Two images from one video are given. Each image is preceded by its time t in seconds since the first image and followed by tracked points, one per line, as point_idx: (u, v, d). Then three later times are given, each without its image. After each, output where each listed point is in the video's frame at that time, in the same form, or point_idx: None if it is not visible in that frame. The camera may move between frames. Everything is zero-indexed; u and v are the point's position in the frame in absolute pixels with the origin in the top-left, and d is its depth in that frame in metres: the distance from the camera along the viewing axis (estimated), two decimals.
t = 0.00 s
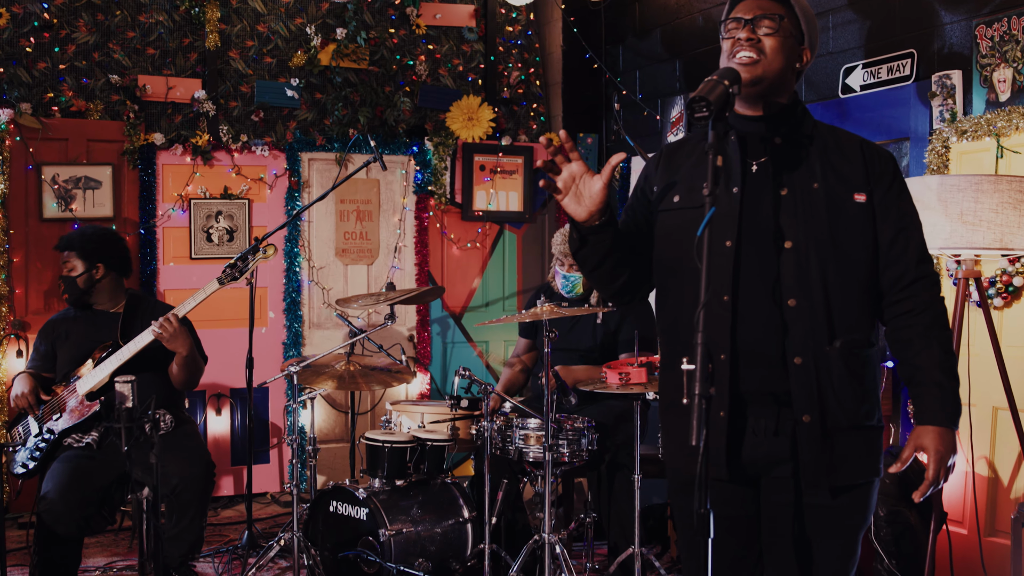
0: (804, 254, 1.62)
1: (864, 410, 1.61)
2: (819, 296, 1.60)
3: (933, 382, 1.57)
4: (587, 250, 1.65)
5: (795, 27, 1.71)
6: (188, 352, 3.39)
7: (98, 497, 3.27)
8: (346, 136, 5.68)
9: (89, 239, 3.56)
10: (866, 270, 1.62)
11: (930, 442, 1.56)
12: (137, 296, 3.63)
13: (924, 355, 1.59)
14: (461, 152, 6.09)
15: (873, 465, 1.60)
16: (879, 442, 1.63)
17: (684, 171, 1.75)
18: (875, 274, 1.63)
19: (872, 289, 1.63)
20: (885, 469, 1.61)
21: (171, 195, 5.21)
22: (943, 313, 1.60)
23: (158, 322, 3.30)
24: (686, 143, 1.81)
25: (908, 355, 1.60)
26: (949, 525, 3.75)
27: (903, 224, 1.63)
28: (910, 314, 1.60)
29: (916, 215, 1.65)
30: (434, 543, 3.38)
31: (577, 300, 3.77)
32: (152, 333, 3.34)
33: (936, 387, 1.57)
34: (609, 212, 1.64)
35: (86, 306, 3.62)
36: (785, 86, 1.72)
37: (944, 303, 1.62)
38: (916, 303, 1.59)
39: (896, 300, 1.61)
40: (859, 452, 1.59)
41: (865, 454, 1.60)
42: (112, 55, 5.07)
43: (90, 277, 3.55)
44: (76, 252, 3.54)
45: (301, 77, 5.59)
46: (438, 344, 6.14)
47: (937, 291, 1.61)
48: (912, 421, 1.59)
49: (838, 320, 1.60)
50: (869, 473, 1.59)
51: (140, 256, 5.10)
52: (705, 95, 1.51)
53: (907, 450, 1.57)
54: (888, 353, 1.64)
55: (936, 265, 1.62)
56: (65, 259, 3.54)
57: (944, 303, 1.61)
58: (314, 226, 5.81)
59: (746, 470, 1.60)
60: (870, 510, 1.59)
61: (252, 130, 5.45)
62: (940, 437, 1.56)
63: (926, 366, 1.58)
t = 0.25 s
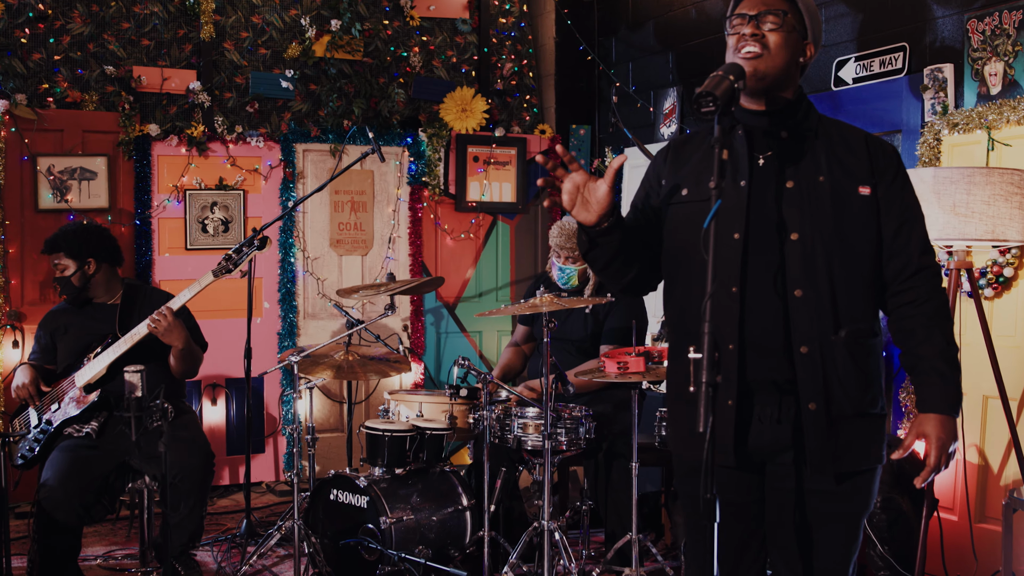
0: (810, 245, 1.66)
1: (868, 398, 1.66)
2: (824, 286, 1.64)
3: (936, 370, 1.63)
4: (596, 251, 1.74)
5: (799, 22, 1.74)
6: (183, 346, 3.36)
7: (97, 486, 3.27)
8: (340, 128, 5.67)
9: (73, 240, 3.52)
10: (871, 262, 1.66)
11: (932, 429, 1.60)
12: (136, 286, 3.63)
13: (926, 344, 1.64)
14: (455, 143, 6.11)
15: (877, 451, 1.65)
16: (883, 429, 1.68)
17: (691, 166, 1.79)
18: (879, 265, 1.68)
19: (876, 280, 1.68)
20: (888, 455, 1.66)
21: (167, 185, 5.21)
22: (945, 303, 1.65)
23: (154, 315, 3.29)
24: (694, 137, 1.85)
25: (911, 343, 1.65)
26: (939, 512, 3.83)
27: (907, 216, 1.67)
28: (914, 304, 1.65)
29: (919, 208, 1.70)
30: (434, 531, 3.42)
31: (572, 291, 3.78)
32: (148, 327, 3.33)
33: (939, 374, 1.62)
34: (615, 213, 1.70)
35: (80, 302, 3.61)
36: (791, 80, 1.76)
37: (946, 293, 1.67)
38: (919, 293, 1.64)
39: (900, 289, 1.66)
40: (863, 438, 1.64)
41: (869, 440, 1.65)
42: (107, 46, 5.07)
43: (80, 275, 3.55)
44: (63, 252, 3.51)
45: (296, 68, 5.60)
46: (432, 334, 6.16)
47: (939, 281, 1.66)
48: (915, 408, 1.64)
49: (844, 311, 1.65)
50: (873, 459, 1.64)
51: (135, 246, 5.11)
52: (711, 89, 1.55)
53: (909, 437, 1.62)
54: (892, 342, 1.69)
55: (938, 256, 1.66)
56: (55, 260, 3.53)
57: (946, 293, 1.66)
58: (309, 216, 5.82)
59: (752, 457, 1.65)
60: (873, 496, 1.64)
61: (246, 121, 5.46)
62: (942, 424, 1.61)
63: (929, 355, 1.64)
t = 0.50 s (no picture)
0: (812, 240, 1.71)
1: (869, 389, 1.70)
2: (826, 280, 1.68)
3: (936, 361, 1.67)
4: (604, 242, 1.78)
5: (799, 21, 1.77)
6: (183, 342, 3.35)
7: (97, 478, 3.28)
8: (334, 121, 5.69)
9: (79, 230, 3.53)
10: (872, 256, 1.70)
11: (933, 420, 1.65)
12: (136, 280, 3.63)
13: (926, 336, 1.68)
14: (448, 137, 6.11)
15: (879, 441, 1.69)
16: (884, 419, 1.72)
17: (695, 161, 1.83)
18: (881, 259, 1.72)
19: (877, 273, 1.72)
20: (888, 445, 1.70)
21: (161, 179, 5.22)
22: (945, 296, 1.70)
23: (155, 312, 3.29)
24: (697, 132, 1.89)
25: (911, 336, 1.70)
26: (931, 503, 3.90)
27: (908, 211, 1.71)
28: (915, 297, 1.70)
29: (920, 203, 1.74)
30: (432, 522, 3.44)
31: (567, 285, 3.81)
32: (149, 322, 3.33)
33: (939, 366, 1.67)
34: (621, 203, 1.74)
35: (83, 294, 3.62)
36: (793, 77, 1.78)
37: (945, 286, 1.71)
38: (919, 287, 1.69)
39: (901, 282, 1.71)
40: (864, 429, 1.68)
41: (870, 431, 1.69)
42: (101, 40, 5.08)
43: (82, 268, 3.55)
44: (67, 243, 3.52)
45: (290, 62, 5.61)
46: (426, 327, 6.16)
47: (938, 274, 1.70)
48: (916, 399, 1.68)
49: (845, 304, 1.69)
50: (873, 450, 1.67)
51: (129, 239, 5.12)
52: (715, 87, 1.58)
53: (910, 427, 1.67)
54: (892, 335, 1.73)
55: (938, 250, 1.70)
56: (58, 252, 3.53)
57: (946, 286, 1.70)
58: (303, 210, 5.82)
59: (755, 447, 1.69)
60: (874, 485, 1.68)
61: (241, 115, 5.47)
62: (943, 415, 1.65)
63: (929, 347, 1.68)
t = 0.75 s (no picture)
0: (812, 239, 1.75)
1: (869, 384, 1.74)
2: (826, 278, 1.73)
3: (934, 357, 1.71)
4: (612, 243, 1.83)
5: (800, 24, 1.82)
6: (190, 340, 3.38)
7: (101, 475, 3.28)
8: (329, 119, 5.70)
9: (98, 222, 3.54)
10: (871, 255, 1.75)
11: (930, 414, 1.69)
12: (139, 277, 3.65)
13: (924, 332, 1.72)
14: (441, 135, 6.14)
15: (876, 436, 1.73)
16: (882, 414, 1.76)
17: (698, 162, 1.88)
18: (879, 257, 1.76)
19: (876, 271, 1.76)
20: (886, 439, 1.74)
21: (156, 176, 5.24)
22: (943, 293, 1.74)
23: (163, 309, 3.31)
24: (701, 132, 1.94)
25: (911, 332, 1.73)
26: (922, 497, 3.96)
27: (906, 210, 1.76)
28: (913, 294, 1.74)
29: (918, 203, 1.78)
30: (431, 517, 3.45)
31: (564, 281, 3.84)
32: (157, 320, 3.34)
33: (938, 362, 1.70)
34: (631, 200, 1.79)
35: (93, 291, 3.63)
36: (793, 78, 1.83)
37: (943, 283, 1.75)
38: (918, 284, 1.73)
39: (900, 280, 1.75)
40: (864, 424, 1.72)
41: (869, 426, 1.73)
42: (95, 38, 5.08)
43: (97, 266, 3.52)
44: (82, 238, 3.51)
45: (284, 60, 5.62)
46: (418, 324, 6.16)
47: (937, 272, 1.75)
48: (915, 394, 1.72)
49: (845, 301, 1.74)
50: (871, 445, 1.72)
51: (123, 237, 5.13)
52: (720, 89, 1.62)
53: (908, 421, 1.71)
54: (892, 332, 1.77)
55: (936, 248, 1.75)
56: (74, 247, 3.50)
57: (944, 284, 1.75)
58: (297, 207, 5.82)
59: (757, 442, 1.74)
60: (871, 479, 1.73)
61: (235, 113, 5.49)
62: (940, 409, 1.68)
63: (927, 343, 1.72)
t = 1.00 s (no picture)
0: (810, 240, 1.80)
1: (865, 381, 1.79)
2: (824, 278, 1.78)
3: (928, 354, 1.76)
4: (615, 242, 1.88)
5: (797, 32, 1.87)
6: (202, 338, 3.35)
7: (110, 474, 3.30)
8: (323, 120, 5.76)
9: (126, 220, 3.59)
10: (867, 254, 1.80)
11: (925, 410, 1.73)
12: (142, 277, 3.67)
13: (918, 330, 1.77)
14: (434, 136, 6.16)
15: (873, 432, 1.78)
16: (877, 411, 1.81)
17: (699, 164, 1.93)
18: (875, 258, 1.82)
19: (872, 271, 1.82)
20: (881, 435, 1.79)
21: (151, 177, 5.26)
22: (936, 292, 1.79)
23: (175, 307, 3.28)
24: (700, 135, 1.99)
25: (906, 330, 1.78)
26: (913, 494, 4.03)
27: (899, 212, 1.81)
28: (908, 293, 1.79)
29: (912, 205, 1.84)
30: (430, 514, 3.49)
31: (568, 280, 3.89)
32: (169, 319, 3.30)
33: (933, 360, 1.75)
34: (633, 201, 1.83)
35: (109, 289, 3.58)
36: (792, 84, 1.88)
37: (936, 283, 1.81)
38: (912, 284, 1.78)
39: (895, 280, 1.80)
40: (861, 419, 1.77)
41: (866, 423, 1.77)
42: (91, 38, 5.10)
43: (133, 263, 3.56)
44: (111, 237, 3.53)
45: (279, 61, 5.64)
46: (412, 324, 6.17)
47: (931, 273, 1.80)
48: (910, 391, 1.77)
49: (842, 300, 1.79)
50: (868, 440, 1.76)
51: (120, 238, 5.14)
52: (727, 94, 1.67)
53: (904, 417, 1.75)
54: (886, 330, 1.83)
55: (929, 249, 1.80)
56: (98, 249, 3.54)
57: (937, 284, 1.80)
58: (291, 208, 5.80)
59: (756, 438, 1.78)
60: (868, 474, 1.77)
61: (230, 114, 5.51)
62: (934, 405, 1.73)
63: (920, 341, 1.77)
